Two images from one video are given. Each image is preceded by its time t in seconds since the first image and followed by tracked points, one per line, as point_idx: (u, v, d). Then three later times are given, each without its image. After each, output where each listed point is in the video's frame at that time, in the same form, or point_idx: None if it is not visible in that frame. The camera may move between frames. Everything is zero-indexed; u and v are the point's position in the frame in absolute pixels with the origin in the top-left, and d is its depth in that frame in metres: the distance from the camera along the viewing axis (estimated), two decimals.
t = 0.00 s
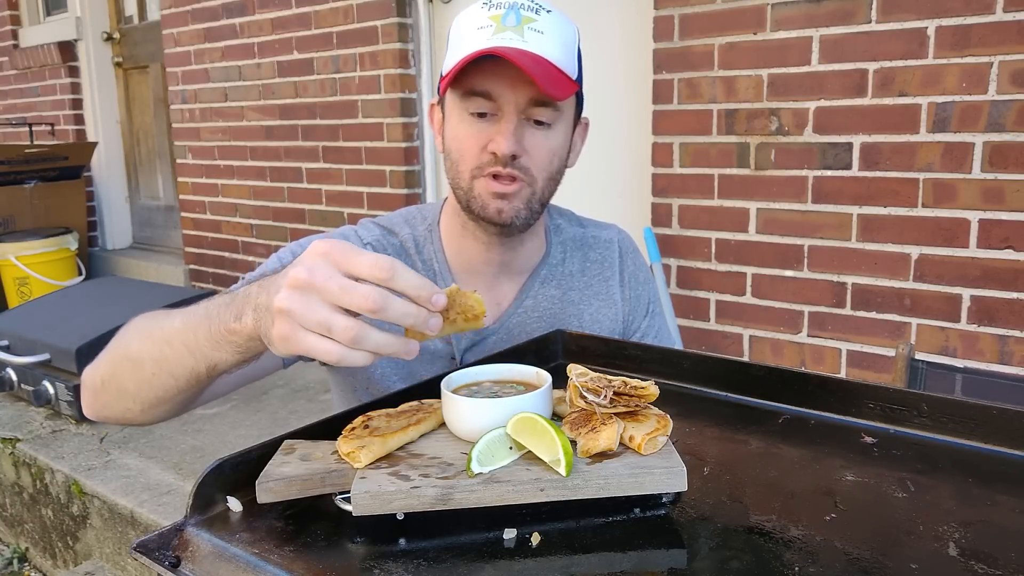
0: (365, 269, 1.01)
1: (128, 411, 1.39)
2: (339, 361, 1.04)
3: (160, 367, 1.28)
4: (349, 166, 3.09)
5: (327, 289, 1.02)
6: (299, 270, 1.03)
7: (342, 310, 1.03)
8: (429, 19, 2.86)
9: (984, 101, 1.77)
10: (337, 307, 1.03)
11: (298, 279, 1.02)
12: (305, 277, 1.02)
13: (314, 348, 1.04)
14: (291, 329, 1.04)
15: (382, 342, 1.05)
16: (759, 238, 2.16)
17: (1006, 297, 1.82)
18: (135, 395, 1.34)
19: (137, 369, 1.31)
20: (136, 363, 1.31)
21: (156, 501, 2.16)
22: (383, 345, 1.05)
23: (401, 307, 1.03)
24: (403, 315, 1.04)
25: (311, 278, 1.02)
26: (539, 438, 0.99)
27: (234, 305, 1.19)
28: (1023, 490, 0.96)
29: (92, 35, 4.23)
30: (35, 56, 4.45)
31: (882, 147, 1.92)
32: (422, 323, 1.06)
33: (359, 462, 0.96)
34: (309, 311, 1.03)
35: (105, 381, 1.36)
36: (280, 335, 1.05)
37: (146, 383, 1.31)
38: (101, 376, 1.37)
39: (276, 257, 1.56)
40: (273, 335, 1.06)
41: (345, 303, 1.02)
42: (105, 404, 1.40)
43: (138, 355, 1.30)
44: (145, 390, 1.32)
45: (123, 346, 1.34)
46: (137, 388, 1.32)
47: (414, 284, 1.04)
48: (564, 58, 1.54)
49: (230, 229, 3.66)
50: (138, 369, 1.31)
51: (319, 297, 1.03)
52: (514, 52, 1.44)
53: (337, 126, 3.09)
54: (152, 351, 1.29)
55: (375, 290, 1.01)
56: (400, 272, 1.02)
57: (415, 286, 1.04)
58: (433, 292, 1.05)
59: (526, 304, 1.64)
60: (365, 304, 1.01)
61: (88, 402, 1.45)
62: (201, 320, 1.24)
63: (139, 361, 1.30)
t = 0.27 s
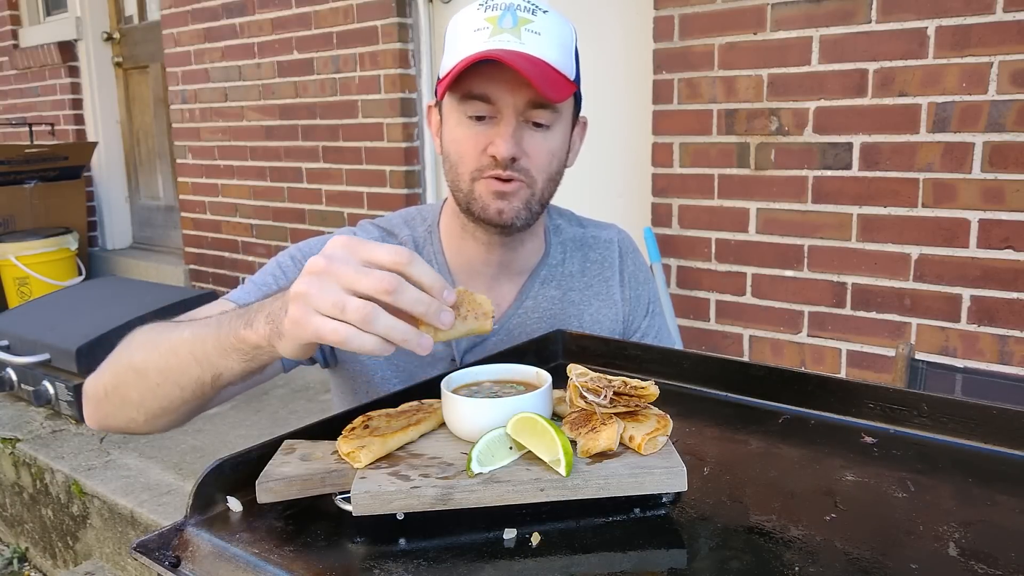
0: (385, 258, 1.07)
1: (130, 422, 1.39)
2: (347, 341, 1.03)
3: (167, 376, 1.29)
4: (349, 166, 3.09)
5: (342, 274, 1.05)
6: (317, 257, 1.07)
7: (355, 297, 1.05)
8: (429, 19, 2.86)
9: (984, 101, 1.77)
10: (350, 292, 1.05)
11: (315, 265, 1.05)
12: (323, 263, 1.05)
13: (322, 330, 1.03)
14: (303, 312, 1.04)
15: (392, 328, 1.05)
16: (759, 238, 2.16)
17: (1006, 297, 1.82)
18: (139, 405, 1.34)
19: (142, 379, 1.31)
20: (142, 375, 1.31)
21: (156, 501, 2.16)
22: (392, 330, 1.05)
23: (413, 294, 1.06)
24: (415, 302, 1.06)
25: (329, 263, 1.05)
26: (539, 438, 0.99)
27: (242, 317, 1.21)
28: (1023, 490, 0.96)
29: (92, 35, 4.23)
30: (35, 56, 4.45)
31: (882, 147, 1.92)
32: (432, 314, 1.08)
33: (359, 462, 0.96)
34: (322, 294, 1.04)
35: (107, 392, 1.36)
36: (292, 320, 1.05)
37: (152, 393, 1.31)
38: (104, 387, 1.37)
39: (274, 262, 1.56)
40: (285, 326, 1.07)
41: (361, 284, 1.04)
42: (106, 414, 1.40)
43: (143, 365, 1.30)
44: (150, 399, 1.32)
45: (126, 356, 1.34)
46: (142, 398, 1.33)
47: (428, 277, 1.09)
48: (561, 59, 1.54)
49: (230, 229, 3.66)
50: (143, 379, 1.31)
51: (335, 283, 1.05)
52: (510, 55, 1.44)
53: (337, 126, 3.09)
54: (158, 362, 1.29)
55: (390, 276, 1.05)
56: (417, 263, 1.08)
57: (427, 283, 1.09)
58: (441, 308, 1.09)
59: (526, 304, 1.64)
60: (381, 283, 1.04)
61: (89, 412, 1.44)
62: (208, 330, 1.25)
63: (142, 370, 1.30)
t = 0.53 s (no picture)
0: (395, 266, 1.08)
1: (129, 425, 1.39)
2: (348, 340, 1.03)
3: (166, 380, 1.29)
4: (349, 166, 3.09)
5: (353, 275, 1.06)
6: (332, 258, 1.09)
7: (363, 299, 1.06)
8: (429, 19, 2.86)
9: (984, 101, 1.77)
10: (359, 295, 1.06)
11: (329, 266, 1.07)
12: (336, 264, 1.07)
13: (325, 328, 1.04)
14: (308, 309, 1.05)
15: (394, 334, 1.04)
16: (759, 238, 2.16)
17: (1006, 297, 1.82)
18: (139, 408, 1.34)
19: (142, 382, 1.31)
20: (141, 378, 1.31)
21: (156, 501, 2.16)
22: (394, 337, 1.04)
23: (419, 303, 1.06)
24: (420, 312, 1.05)
25: (341, 265, 1.07)
26: (539, 438, 0.99)
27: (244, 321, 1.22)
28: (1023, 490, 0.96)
29: (92, 35, 4.23)
30: (35, 56, 4.45)
31: (882, 147, 1.92)
32: (437, 326, 1.07)
33: (359, 462, 0.96)
34: (330, 292, 1.05)
35: (107, 395, 1.36)
36: (297, 315, 1.06)
37: (151, 397, 1.31)
38: (103, 390, 1.37)
39: (273, 264, 1.56)
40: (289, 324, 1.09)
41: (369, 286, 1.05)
42: (106, 417, 1.39)
43: (143, 368, 1.31)
44: (149, 402, 1.32)
45: (127, 359, 1.34)
46: (141, 401, 1.33)
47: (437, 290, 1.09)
48: (559, 59, 1.54)
49: (230, 229, 3.66)
50: (143, 382, 1.31)
51: (344, 284, 1.06)
52: (508, 55, 1.44)
53: (337, 126, 3.09)
54: (157, 366, 1.29)
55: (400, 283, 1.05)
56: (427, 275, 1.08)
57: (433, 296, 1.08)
58: (445, 325, 1.08)
59: (526, 305, 1.64)
60: (389, 288, 1.04)
61: (88, 415, 1.44)
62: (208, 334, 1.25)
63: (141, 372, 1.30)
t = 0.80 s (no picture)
0: (395, 270, 1.09)
1: (127, 430, 1.39)
2: (343, 335, 1.02)
3: (161, 385, 1.28)
4: (349, 166, 3.09)
5: (353, 276, 1.07)
6: (332, 263, 1.10)
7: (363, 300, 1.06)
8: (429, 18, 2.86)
9: (984, 101, 1.77)
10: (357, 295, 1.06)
11: (330, 270, 1.09)
12: (338, 267, 1.09)
13: (321, 324, 1.04)
14: (306, 307, 1.06)
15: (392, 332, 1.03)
16: (759, 238, 2.16)
17: (1006, 297, 1.82)
18: (136, 413, 1.34)
19: (139, 387, 1.31)
20: (139, 383, 1.31)
21: (156, 501, 2.16)
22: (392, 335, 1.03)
23: (418, 304, 1.06)
24: (419, 313, 1.06)
25: (342, 268, 1.09)
26: (539, 438, 0.99)
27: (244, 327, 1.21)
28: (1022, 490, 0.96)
29: (92, 35, 4.23)
30: (35, 56, 4.45)
31: (882, 147, 1.92)
32: (434, 329, 1.07)
33: (359, 462, 0.96)
34: (330, 291, 1.06)
35: (106, 399, 1.36)
36: (294, 315, 1.06)
37: (148, 401, 1.31)
38: (102, 394, 1.37)
39: (273, 265, 1.56)
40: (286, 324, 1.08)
41: (368, 286, 1.05)
42: (105, 422, 1.40)
43: (140, 373, 1.31)
44: (146, 407, 1.32)
45: (125, 364, 1.34)
46: (139, 406, 1.32)
47: (435, 295, 1.09)
48: (557, 58, 1.54)
49: (230, 229, 3.66)
50: (140, 387, 1.31)
51: (343, 284, 1.07)
52: (506, 55, 1.44)
53: (337, 126, 3.09)
54: (154, 370, 1.29)
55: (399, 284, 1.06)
56: (425, 280, 1.09)
57: (432, 300, 1.09)
58: (443, 330, 1.09)
59: (525, 305, 1.64)
60: (387, 287, 1.04)
61: (87, 418, 1.44)
62: (205, 341, 1.25)
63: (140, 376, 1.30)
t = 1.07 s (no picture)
0: (393, 262, 1.09)
1: (130, 435, 1.38)
2: (356, 330, 1.03)
3: (165, 390, 1.28)
4: (349, 166, 3.09)
5: (354, 273, 1.07)
6: (329, 262, 1.10)
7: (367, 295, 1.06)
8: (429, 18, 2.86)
9: (984, 101, 1.77)
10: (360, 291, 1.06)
11: (329, 269, 1.09)
12: (336, 266, 1.09)
13: (331, 322, 1.04)
14: (313, 307, 1.06)
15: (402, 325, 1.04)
16: (759, 238, 2.16)
17: (1006, 297, 1.82)
18: (138, 419, 1.34)
19: (141, 393, 1.31)
20: (141, 389, 1.31)
21: (156, 501, 2.16)
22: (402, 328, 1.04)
23: (421, 291, 1.07)
24: (423, 301, 1.07)
25: (341, 266, 1.09)
26: (539, 438, 0.99)
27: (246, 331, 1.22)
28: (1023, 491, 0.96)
29: (92, 35, 4.23)
30: (35, 56, 4.45)
31: (882, 147, 1.92)
32: (440, 314, 1.09)
33: (359, 462, 0.96)
34: (334, 290, 1.06)
35: (107, 405, 1.36)
36: (302, 318, 1.06)
37: (151, 407, 1.31)
38: (103, 400, 1.37)
39: (272, 268, 1.56)
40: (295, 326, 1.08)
41: (370, 280, 1.06)
42: (106, 428, 1.39)
43: (142, 379, 1.30)
44: (149, 412, 1.32)
45: (126, 369, 1.34)
46: (141, 411, 1.32)
47: (434, 283, 1.10)
48: (555, 58, 1.54)
49: (230, 229, 3.66)
50: (142, 393, 1.31)
51: (344, 283, 1.07)
52: (504, 55, 1.44)
53: (337, 126, 3.09)
54: (156, 376, 1.29)
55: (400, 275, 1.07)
56: (424, 269, 1.10)
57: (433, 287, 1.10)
58: (449, 315, 1.11)
59: (524, 305, 1.64)
60: (390, 281, 1.05)
61: (88, 424, 1.44)
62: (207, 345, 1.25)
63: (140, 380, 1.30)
